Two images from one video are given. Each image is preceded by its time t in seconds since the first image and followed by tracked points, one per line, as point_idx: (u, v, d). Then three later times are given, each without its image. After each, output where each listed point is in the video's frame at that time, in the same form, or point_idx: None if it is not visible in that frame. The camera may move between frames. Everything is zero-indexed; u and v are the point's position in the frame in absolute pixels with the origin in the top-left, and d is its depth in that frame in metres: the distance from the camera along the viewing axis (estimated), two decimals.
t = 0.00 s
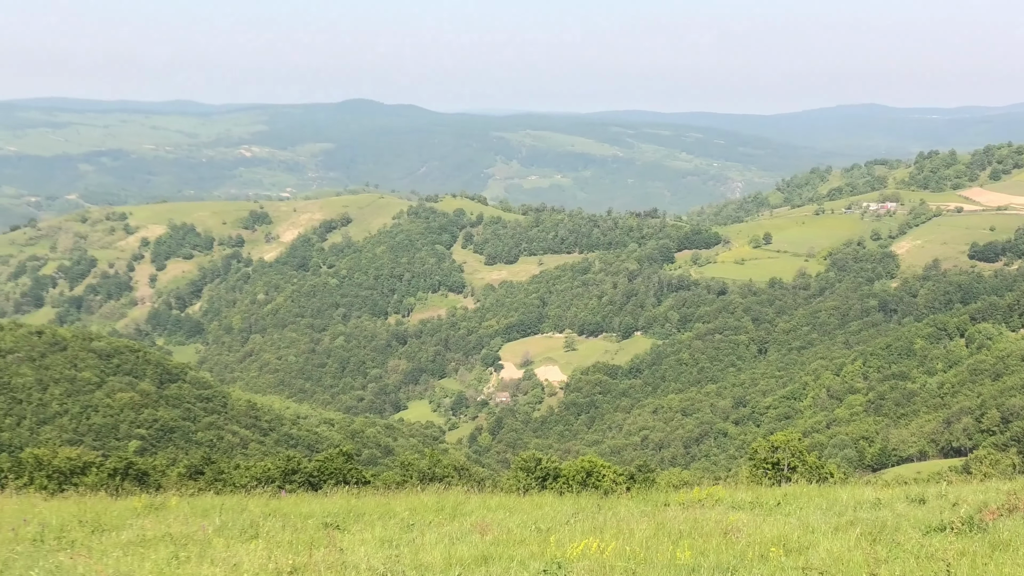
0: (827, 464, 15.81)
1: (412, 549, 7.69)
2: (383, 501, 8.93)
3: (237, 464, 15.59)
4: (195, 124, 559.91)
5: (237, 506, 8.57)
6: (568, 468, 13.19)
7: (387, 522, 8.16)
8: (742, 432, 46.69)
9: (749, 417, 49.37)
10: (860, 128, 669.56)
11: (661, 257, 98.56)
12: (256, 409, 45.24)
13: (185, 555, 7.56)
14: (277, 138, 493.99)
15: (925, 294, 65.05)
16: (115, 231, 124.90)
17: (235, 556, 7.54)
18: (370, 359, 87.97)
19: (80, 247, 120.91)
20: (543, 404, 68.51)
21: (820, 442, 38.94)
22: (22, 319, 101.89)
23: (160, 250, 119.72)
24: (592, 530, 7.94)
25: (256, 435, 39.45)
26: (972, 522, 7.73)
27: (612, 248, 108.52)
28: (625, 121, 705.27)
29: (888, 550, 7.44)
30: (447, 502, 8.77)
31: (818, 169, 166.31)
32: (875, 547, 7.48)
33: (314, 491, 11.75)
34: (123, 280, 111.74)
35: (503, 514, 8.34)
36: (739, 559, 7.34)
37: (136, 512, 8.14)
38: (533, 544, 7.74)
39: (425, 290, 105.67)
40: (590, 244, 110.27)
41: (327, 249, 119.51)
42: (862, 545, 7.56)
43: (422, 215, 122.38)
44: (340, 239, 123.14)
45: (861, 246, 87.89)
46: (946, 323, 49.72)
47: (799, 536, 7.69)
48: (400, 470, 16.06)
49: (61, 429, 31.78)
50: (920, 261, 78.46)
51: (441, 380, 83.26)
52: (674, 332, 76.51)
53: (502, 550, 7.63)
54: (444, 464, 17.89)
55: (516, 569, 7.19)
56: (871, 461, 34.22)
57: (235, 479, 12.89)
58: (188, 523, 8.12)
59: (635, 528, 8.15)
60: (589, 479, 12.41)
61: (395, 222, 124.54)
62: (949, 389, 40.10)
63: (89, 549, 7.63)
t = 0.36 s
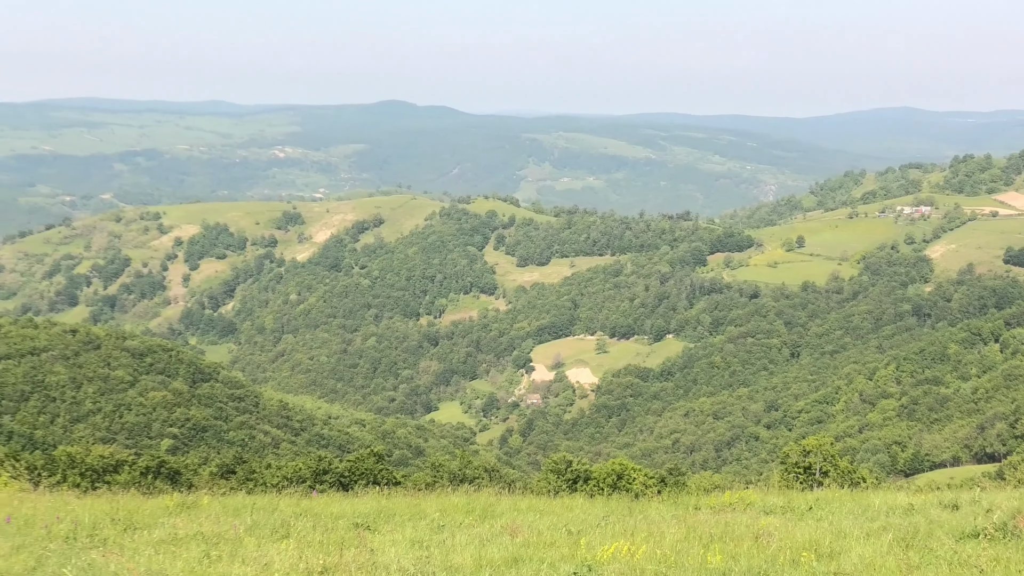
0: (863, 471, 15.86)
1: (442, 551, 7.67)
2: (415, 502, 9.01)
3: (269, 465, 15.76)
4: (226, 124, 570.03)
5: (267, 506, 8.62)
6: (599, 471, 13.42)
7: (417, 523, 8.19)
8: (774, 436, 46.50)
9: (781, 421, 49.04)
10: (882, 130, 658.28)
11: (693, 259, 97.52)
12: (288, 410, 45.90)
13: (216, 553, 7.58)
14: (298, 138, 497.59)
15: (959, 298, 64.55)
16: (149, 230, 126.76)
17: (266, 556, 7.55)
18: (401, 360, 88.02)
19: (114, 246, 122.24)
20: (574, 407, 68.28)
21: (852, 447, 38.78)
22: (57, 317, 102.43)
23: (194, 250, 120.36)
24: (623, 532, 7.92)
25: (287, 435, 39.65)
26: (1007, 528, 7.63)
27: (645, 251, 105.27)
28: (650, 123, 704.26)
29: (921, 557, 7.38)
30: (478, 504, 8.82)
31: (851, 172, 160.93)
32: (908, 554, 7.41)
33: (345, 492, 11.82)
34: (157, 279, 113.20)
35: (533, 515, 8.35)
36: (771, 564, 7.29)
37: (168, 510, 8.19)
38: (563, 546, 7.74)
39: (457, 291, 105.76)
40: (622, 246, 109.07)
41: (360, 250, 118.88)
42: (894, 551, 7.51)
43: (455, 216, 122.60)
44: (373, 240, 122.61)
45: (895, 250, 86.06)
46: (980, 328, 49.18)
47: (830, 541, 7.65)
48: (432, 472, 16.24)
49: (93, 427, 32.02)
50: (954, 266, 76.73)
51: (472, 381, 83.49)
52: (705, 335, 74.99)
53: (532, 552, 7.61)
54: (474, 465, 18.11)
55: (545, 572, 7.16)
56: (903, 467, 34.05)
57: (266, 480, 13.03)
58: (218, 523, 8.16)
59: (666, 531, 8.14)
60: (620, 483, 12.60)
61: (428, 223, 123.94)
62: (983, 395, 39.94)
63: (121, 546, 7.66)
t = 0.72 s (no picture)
0: (897, 475, 16.07)
1: (474, 553, 7.66)
2: (448, 505, 9.11)
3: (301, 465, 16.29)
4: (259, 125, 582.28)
5: (301, 507, 8.75)
6: (630, 474, 13.77)
7: (449, 526, 8.23)
8: (808, 440, 46.28)
9: (815, 425, 48.90)
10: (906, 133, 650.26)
11: (727, 263, 93.87)
12: (320, 411, 46.34)
13: (250, 554, 7.58)
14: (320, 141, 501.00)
15: (996, 303, 64.08)
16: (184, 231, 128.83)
17: (300, 557, 7.55)
18: (434, 362, 88.24)
19: (149, 247, 124.04)
20: (606, 409, 67.71)
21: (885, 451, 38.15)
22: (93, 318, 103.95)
23: (229, 251, 122.79)
24: (655, 536, 7.94)
25: (321, 436, 40.12)
26: None
27: (678, 253, 103.56)
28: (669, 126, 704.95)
29: (957, 562, 7.30)
30: (510, 507, 8.91)
31: (886, 175, 160.52)
32: (943, 559, 7.36)
33: (379, 494, 12.01)
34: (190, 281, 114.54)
35: (565, 520, 8.37)
36: (804, 568, 7.26)
37: (204, 511, 8.33)
38: (596, 549, 7.72)
39: (490, 294, 105.48)
40: (656, 250, 106.54)
41: (393, 252, 120.48)
42: (928, 556, 7.45)
43: (488, 219, 122.64)
44: (407, 241, 124.73)
45: (930, 253, 84.21)
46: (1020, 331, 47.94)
47: (864, 547, 7.62)
48: (464, 474, 16.79)
49: (128, 427, 32.50)
50: (991, 270, 75.35)
51: (505, 384, 83.62)
52: (739, 339, 73.73)
53: (565, 555, 7.59)
54: (505, 468, 18.66)
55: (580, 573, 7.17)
56: (938, 471, 33.44)
57: (300, 480, 13.45)
58: (252, 524, 8.26)
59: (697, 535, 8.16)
60: (653, 485, 12.88)
61: (461, 225, 125.48)
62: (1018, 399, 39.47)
63: (155, 547, 7.68)
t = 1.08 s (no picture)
0: (933, 479, 15.97)
1: (507, 554, 7.66)
2: (479, 506, 9.19)
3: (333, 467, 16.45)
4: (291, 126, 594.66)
5: (334, 507, 8.83)
6: (663, 478, 13.95)
7: (482, 527, 8.28)
8: (841, 444, 46.09)
9: (849, 428, 48.47)
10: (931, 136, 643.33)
11: (761, 265, 91.95)
12: (353, 411, 46.58)
13: (284, 555, 7.60)
14: (340, 143, 503.46)
15: None
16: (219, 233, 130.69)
17: (333, 556, 7.56)
18: (468, 363, 88.41)
19: (183, 248, 126.03)
20: (640, 411, 67.34)
21: (920, 455, 37.38)
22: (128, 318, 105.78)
23: (264, 253, 123.90)
24: (689, 539, 7.92)
25: (354, 437, 40.34)
26: None
27: (712, 255, 102.13)
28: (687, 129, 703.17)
29: (989, 566, 7.28)
30: (542, 509, 8.94)
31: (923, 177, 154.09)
32: (977, 562, 7.33)
33: (410, 494, 12.12)
34: (226, 282, 115.48)
35: (597, 522, 8.37)
36: (840, 572, 7.20)
37: (237, 511, 8.42)
38: (630, 552, 7.70)
39: (524, 295, 104.80)
40: (689, 252, 104.51)
41: (427, 253, 120.39)
42: (964, 560, 7.42)
43: (522, 220, 122.71)
44: (440, 242, 124.92)
45: (966, 256, 82.66)
46: None
47: (899, 550, 7.60)
48: (497, 475, 17.06)
49: (162, 427, 33.00)
50: None
51: (537, 386, 83.55)
52: (773, 341, 73.40)
53: (598, 557, 7.57)
54: (539, 469, 18.91)
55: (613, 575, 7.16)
56: (974, 475, 32.94)
57: (333, 480, 13.60)
58: (286, 524, 8.30)
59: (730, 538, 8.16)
60: (687, 489, 12.99)
61: (496, 226, 125.77)
62: None
63: (190, 546, 7.71)
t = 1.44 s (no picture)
0: (968, 484, 15.82)
1: (539, 556, 7.65)
2: (512, 507, 9.26)
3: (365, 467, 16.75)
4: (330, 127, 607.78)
5: (365, 507, 8.93)
6: (695, 480, 14.14)
7: (514, 528, 8.29)
8: (875, 447, 45.72)
9: (884, 431, 47.85)
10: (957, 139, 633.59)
11: (795, 267, 90.61)
12: (386, 412, 46.77)
13: (317, 554, 7.60)
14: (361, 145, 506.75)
15: None
16: (254, 233, 133.00)
17: (364, 556, 7.55)
18: (500, 364, 88.64)
19: (218, 248, 128.46)
20: (672, 413, 67.00)
21: (954, 460, 36.98)
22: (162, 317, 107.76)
23: (296, 252, 125.64)
24: (721, 543, 7.90)
25: (386, 437, 40.50)
26: None
27: (745, 258, 100.71)
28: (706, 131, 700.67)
29: None
30: (574, 511, 8.97)
31: (958, 180, 149.14)
32: (1014, 568, 7.27)
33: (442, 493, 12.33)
34: (260, 282, 117.11)
35: (629, 524, 8.36)
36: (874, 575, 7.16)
37: (269, 511, 8.49)
38: (661, 554, 7.69)
39: (557, 297, 104.14)
40: (722, 254, 103.67)
41: (459, 254, 120.84)
42: (1000, 566, 7.36)
43: (555, 221, 122.73)
44: (472, 244, 124.97)
45: (1003, 259, 79.82)
46: None
47: (932, 555, 7.56)
48: (528, 476, 17.35)
49: (196, 426, 33.24)
50: None
51: (570, 387, 83.37)
52: (807, 344, 72.99)
53: (630, 559, 7.54)
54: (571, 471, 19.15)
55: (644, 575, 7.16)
56: (1007, 480, 31.84)
57: (365, 481, 13.79)
58: (318, 524, 8.35)
59: (762, 542, 8.16)
60: (719, 493, 13.07)
61: (529, 228, 125.66)
62: None
63: (223, 545, 7.73)
